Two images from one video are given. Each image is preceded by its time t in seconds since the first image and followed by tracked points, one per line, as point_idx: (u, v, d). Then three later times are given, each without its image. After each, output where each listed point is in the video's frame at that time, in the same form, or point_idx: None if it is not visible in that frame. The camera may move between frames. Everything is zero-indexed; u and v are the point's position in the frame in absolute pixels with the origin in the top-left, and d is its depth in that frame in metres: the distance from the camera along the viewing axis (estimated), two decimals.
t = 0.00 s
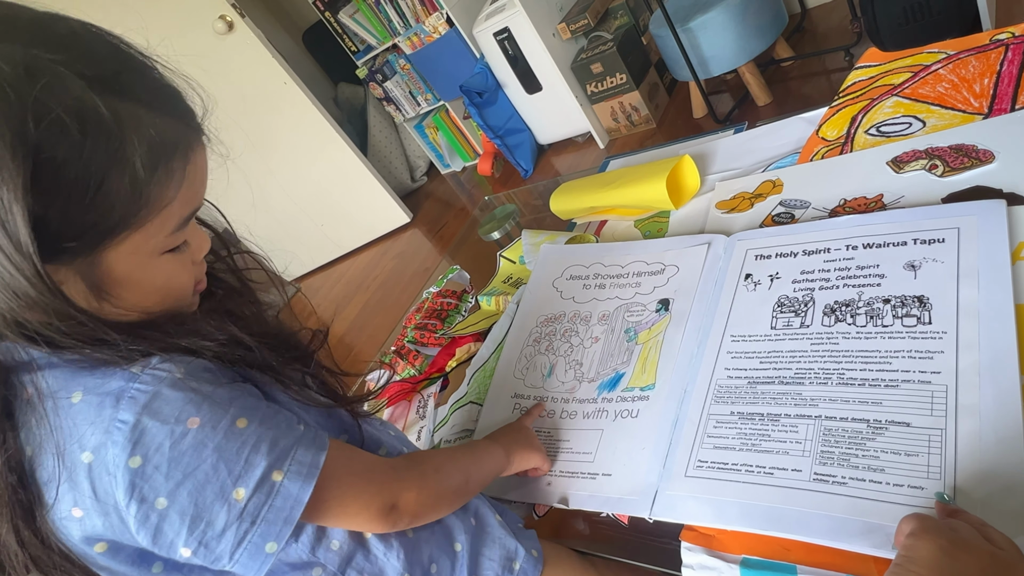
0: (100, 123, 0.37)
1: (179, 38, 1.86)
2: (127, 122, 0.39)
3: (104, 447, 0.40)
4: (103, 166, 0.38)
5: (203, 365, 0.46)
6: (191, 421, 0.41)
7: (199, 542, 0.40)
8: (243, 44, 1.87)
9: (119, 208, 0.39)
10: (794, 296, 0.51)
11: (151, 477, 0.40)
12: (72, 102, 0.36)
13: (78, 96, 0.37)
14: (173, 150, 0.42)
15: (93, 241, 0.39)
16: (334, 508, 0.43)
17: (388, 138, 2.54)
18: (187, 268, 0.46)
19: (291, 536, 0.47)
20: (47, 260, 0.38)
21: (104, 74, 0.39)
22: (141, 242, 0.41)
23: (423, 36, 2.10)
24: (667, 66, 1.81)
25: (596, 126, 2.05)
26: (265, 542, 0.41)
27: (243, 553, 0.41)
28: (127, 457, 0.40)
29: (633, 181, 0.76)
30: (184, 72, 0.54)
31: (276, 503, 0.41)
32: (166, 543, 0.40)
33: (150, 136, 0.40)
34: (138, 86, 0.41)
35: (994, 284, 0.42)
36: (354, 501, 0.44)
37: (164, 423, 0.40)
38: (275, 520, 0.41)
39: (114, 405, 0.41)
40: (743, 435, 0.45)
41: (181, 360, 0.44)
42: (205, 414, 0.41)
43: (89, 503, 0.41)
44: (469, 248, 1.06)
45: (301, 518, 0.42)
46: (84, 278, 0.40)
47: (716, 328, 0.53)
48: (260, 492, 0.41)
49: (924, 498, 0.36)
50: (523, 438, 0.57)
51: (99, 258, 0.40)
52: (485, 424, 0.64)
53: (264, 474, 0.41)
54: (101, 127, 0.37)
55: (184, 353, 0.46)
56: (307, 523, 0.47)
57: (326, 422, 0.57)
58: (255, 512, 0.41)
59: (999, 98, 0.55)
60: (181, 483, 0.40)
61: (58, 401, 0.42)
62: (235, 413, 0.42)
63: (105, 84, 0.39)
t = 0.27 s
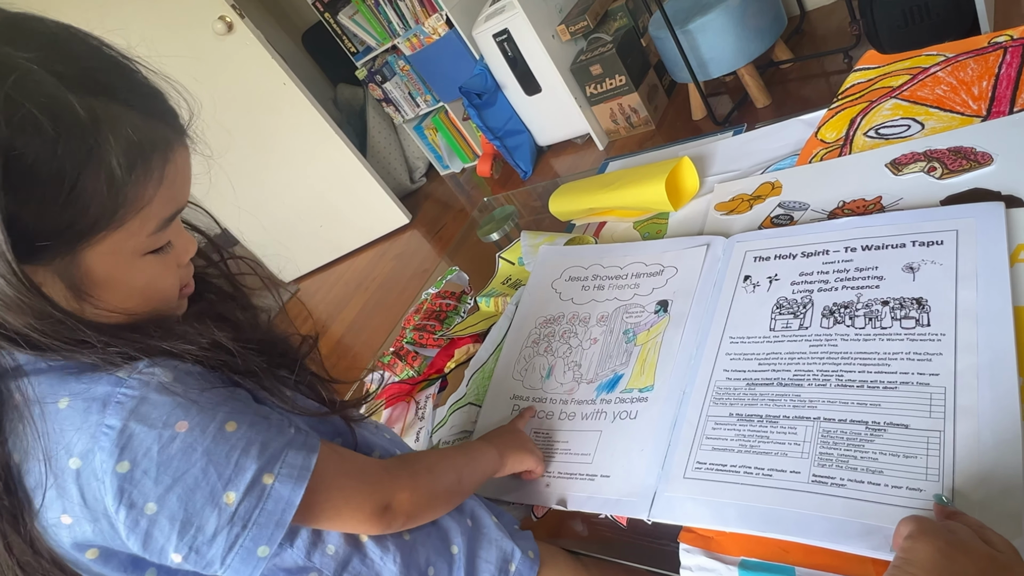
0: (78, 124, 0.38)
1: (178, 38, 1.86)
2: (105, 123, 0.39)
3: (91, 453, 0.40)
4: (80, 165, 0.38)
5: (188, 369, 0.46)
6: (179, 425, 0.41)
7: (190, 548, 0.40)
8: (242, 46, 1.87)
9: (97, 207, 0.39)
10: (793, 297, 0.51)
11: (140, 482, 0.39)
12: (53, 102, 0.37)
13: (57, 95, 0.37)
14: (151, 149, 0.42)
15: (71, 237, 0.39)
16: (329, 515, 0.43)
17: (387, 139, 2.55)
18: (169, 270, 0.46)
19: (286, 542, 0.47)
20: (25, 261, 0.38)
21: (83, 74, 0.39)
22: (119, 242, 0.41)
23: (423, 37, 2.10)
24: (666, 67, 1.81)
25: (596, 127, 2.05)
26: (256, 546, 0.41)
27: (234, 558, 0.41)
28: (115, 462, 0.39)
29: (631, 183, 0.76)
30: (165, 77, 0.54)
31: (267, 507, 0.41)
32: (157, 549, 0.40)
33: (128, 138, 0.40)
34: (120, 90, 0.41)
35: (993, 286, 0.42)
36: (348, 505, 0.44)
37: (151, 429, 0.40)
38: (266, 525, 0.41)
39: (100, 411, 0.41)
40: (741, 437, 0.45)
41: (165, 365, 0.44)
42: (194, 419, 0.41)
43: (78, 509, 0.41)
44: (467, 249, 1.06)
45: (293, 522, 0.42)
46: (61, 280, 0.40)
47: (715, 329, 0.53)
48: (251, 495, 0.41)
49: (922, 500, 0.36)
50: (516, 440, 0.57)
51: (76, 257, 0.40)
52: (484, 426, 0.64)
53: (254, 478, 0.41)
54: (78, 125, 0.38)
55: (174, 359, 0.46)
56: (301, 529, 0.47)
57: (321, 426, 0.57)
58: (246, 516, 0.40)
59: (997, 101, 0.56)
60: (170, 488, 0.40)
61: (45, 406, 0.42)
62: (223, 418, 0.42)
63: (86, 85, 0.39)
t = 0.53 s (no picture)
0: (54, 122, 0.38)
1: (177, 39, 1.86)
2: (83, 122, 0.40)
3: (85, 451, 0.40)
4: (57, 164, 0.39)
5: (180, 367, 0.45)
6: (173, 420, 0.40)
7: (189, 541, 0.39)
8: (242, 47, 1.88)
9: (75, 204, 0.40)
10: (791, 300, 0.51)
11: (135, 480, 0.39)
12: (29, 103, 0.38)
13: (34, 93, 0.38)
14: (130, 147, 0.43)
15: (47, 235, 0.40)
16: (327, 503, 0.43)
17: (386, 141, 2.55)
18: (154, 269, 0.47)
19: (283, 538, 0.47)
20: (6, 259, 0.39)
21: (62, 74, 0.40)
22: (101, 239, 0.42)
23: (422, 40, 2.09)
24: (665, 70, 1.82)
25: (594, 130, 2.05)
26: (256, 535, 0.41)
27: (235, 549, 0.40)
28: (109, 460, 0.39)
29: (630, 185, 0.76)
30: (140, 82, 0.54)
31: (264, 496, 0.41)
32: (157, 545, 0.40)
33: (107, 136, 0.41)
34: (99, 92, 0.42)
35: (990, 289, 0.42)
36: (344, 494, 0.44)
37: (144, 424, 0.40)
38: (265, 512, 0.41)
39: (92, 410, 0.40)
40: (739, 439, 0.45)
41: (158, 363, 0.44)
42: (187, 413, 0.41)
43: (74, 509, 0.40)
44: (466, 251, 1.06)
45: (291, 509, 0.42)
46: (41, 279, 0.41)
47: (714, 332, 0.53)
48: (247, 486, 0.40)
49: (920, 503, 0.36)
50: (508, 431, 0.58)
51: (58, 253, 0.41)
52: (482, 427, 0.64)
53: (250, 469, 0.41)
54: (55, 124, 0.38)
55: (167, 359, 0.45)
56: (298, 524, 0.48)
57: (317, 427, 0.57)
58: (244, 506, 0.40)
59: (994, 105, 0.56)
60: (166, 483, 0.40)
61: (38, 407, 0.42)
62: (216, 411, 0.42)
63: (65, 84, 0.40)
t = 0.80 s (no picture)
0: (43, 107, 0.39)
1: (176, 40, 1.86)
2: (72, 106, 0.40)
3: (79, 457, 0.39)
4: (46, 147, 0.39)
5: (175, 371, 0.45)
6: (167, 425, 0.40)
7: (184, 546, 0.39)
8: (241, 48, 1.88)
9: (65, 187, 0.40)
10: (790, 302, 0.51)
11: (129, 487, 0.39)
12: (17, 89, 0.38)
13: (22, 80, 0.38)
14: (118, 137, 0.43)
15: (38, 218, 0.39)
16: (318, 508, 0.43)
17: (385, 143, 2.55)
18: (145, 264, 0.46)
19: (277, 542, 0.46)
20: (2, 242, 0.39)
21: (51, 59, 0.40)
22: (91, 227, 0.42)
23: (421, 41, 2.10)
24: (664, 73, 1.82)
25: (593, 132, 2.05)
26: (252, 540, 0.41)
27: (230, 554, 0.40)
28: (103, 466, 0.39)
29: (628, 187, 0.76)
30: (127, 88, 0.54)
31: (259, 501, 0.41)
32: (151, 551, 0.39)
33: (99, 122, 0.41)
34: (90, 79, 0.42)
35: (990, 292, 0.42)
36: (335, 498, 0.44)
37: (138, 430, 0.40)
38: (261, 516, 0.41)
39: (86, 415, 0.40)
40: (739, 441, 0.45)
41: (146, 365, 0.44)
42: (181, 418, 0.41)
43: (69, 515, 0.40)
44: (465, 253, 1.06)
45: (287, 513, 0.42)
46: (35, 264, 0.41)
47: (712, 333, 0.53)
48: (242, 491, 0.40)
49: (920, 505, 0.36)
50: (506, 432, 0.57)
51: (47, 239, 0.41)
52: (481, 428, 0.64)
53: (245, 474, 0.40)
54: (44, 109, 0.39)
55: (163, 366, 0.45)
56: (292, 528, 0.47)
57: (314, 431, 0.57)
58: (239, 511, 0.40)
59: (994, 108, 0.56)
60: (161, 489, 0.39)
61: (29, 413, 0.41)
62: (211, 416, 0.42)
63: (55, 71, 0.40)
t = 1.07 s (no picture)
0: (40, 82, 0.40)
1: (174, 42, 1.85)
2: (79, 81, 0.42)
3: (91, 458, 0.39)
4: (52, 120, 0.40)
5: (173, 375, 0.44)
6: (182, 425, 0.40)
7: (199, 549, 0.39)
8: (240, 51, 1.87)
9: (75, 150, 0.41)
10: (791, 305, 0.51)
11: (144, 490, 0.38)
12: (15, 68, 0.39)
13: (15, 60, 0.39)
14: (121, 110, 0.44)
15: (52, 183, 0.40)
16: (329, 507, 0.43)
17: (383, 146, 2.55)
18: (150, 244, 0.47)
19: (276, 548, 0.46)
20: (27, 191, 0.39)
21: (44, 46, 0.41)
22: (101, 191, 0.43)
23: (421, 44, 2.11)
24: (663, 77, 1.82)
25: (592, 136, 2.05)
26: (267, 542, 0.40)
27: (245, 556, 0.40)
28: (116, 468, 0.38)
29: (628, 191, 0.75)
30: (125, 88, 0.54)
31: (274, 502, 0.40)
32: (165, 554, 0.39)
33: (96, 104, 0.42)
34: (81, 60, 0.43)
35: (991, 296, 0.42)
36: (348, 497, 0.44)
37: (153, 428, 0.39)
38: (276, 517, 0.40)
39: (97, 415, 0.39)
40: (740, 445, 0.44)
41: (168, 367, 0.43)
42: (196, 418, 0.40)
43: (79, 518, 0.40)
44: (464, 255, 1.06)
45: (302, 514, 0.41)
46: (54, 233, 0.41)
47: (713, 337, 0.53)
48: (257, 492, 0.40)
49: (923, 511, 0.35)
50: (509, 436, 0.57)
51: (61, 196, 0.41)
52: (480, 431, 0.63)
53: (259, 475, 0.40)
54: (54, 82, 0.40)
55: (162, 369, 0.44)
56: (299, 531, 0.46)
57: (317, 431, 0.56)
58: (255, 513, 0.40)
59: (994, 112, 0.56)
60: (175, 492, 0.39)
61: (42, 410, 0.40)
62: (224, 415, 0.41)
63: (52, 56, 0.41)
